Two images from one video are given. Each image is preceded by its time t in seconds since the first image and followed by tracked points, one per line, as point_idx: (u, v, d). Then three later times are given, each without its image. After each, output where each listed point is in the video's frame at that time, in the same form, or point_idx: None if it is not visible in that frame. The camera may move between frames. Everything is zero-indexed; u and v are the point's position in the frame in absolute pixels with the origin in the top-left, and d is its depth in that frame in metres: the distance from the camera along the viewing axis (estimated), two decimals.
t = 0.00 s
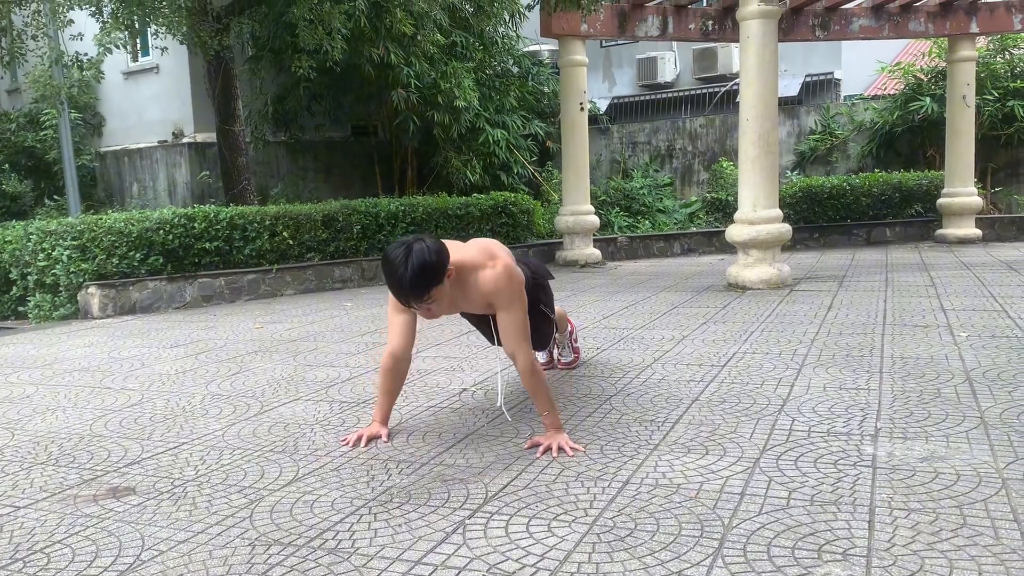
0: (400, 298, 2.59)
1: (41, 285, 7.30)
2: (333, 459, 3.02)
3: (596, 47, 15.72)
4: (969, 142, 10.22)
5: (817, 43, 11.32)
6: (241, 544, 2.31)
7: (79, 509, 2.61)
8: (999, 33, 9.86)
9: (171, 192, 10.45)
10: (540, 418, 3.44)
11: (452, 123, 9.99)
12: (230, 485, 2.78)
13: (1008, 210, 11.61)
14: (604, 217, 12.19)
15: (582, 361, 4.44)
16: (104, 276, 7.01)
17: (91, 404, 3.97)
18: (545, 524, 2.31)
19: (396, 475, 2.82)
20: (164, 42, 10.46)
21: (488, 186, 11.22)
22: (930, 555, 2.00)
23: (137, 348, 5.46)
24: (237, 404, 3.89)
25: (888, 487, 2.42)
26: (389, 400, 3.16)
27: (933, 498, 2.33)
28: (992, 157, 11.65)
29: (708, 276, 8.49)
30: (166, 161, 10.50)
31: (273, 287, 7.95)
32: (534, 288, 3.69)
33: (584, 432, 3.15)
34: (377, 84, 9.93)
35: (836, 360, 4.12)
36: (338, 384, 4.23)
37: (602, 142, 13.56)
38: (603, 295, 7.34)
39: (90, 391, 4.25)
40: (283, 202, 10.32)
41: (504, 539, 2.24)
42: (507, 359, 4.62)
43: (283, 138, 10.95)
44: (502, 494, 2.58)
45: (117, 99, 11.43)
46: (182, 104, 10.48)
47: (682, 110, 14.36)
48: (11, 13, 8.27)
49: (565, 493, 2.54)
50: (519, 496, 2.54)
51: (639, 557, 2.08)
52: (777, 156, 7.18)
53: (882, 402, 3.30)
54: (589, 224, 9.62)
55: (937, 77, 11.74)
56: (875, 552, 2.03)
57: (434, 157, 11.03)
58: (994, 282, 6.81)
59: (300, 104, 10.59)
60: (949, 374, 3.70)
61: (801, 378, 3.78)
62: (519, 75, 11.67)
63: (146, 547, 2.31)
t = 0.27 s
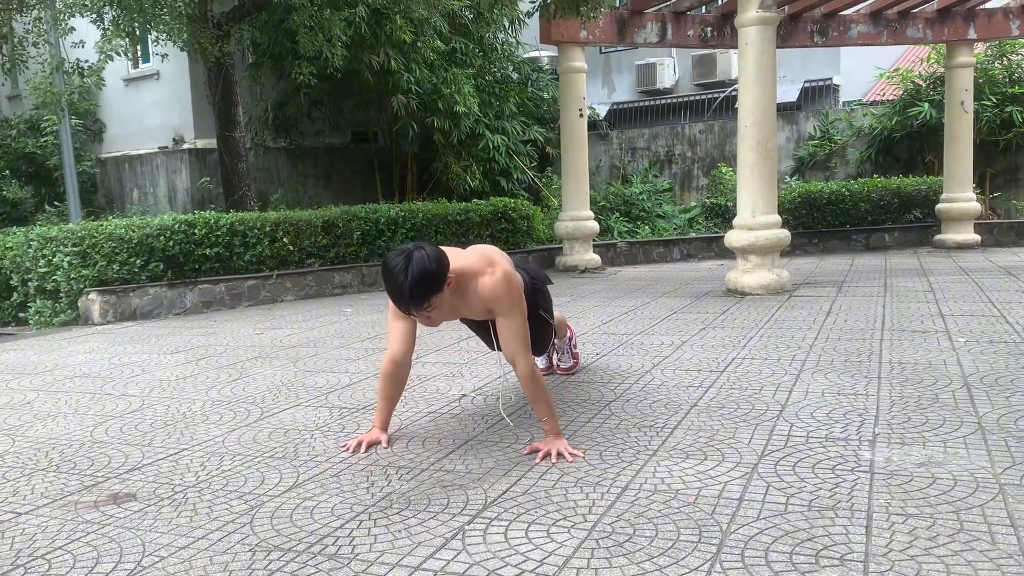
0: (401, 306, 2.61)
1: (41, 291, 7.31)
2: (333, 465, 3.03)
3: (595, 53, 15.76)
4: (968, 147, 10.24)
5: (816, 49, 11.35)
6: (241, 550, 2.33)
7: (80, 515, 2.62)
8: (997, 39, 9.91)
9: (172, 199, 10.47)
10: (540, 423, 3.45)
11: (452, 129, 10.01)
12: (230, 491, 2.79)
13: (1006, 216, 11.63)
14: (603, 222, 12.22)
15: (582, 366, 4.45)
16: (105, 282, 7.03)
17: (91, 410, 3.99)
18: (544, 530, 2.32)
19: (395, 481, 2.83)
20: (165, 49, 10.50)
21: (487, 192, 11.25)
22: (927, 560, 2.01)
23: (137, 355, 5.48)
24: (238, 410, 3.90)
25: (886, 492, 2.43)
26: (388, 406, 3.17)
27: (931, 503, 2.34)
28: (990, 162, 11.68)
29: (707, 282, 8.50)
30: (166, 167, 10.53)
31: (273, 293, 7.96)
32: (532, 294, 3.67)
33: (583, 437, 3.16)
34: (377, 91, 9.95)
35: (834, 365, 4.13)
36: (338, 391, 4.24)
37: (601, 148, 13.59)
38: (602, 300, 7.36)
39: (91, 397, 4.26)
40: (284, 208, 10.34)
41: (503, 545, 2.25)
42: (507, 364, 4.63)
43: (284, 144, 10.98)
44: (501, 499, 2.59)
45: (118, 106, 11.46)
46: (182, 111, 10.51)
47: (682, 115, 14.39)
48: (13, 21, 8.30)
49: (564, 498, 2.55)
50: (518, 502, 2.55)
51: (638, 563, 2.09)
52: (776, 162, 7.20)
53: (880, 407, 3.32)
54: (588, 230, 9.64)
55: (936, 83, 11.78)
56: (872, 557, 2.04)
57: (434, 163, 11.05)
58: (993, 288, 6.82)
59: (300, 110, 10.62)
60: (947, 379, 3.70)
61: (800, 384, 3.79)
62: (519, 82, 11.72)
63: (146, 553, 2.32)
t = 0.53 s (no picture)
0: (404, 377, 2.59)
1: (42, 297, 7.33)
2: (334, 469, 3.04)
3: (595, 58, 15.80)
4: (967, 151, 10.27)
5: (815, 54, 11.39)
6: (243, 554, 2.33)
7: (81, 520, 2.63)
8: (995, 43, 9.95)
9: (172, 205, 10.49)
10: (541, 428, 3.45)
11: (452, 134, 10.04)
12: (231, 496, 2.80)
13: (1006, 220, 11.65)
14: (603, 227, 12.23)
15: (582, 371, 4.46)
16: (106, 288, 7.04)
17: (92, 416, 3.99)
18: (544, 533, 2.33)
19: (396, 485, 2.83)
20: (165, 55, 10.53)
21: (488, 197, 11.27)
22: (926, 562, 2.02)
23: (138, 360, 5.49)
24: (239, 415, 3.91)
25: (885, 495, 2.44)
26: (388, 408, 3.18)
27: (930, 506, 2.35)
28: (989, 166, 11.70)
29: (707, 286, 8.51)
30: (167, 173, 10.55)
31: (273, 298, 7.97)
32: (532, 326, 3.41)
33: (583, 442, 3.16)
34: (377, 96, 9.98)
35: (834, 369, 4.14)
36: (339, 396, 4.24)
37: (601, 153, 13.62)
38: (602, 305, 7.37)
39: (92, 403, 4.27)
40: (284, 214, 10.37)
41: (503, 548, 2.26)
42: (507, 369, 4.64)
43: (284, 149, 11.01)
44: (502, 503, 2.59)
45: (118, 112, 11.49)
46: (182, 117, 10.54)
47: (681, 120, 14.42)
48: (14, 28, 8.33)
49: (564, 502, 2.56)
50: (518, 506, 2.56)
51: (638, 565, 2.10)
52: (774, 167, 7.23)
53: (880, 411, 3.33)
54: (588, 235, 9.65)
55: (935, 87, 11.81)
56: (871, 559, 2.05)
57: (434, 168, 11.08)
58: (993, 292, 6.83)
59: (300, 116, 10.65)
60: (947, 383, 3.71)
61: (799, 388, 3.79)
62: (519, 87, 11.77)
63: (148, 558, 2.33)
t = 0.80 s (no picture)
0: (406, 454, 2.60)
1: (47, 302, 7.35)
2: (338, 473, 3.04)
3: (597, 63, 15.83)
4: (969, 154, 10.26)
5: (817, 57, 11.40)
6: (247, 558, 2.34)
7: (86, 524, 2.64)
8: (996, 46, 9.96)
9: (176, 210, 10.52)
10: (543, 432, 3.46)
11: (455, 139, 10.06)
12: (235, 500, 2.80)
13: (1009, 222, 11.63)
14: (606, 231, 12.24)
15: (585, 375, 4.46)
16: (110, 293, 7.06)
17: (96, 421, 4.01)
18: (547, 536, 2.34)
19: (400, 489, 2.84)
20: (168, 61, 10.57)
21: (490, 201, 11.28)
22: (928, 564, 2.02)
23: (142, 365, 5.50)
24: (242, 420, 3.92)
25: (888, 498, 2.44)
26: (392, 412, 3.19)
27: (932, 509, 2.35)
28: (992, 169, 11.69)
29: (710, 290, 8.51)
30: (170, 178, 10.58)
31: (277, 303, 7.99)
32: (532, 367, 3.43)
33: (586, 446, 3.17)
34: (380, 100, 10.02)
35: (836, 372, 4.14)
36: (343, 400, 4.25)
37: (603, 157, 13.64)
38: (605, 309, 7.37)
39: (97, 408, 4.28)
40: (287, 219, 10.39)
41: (506, 551, 2.26)
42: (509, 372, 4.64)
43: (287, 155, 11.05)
44: (505, 507, 2.60)
45: (122, 118, 11.53)
46: (186, 122, 10.57)
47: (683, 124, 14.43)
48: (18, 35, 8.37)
49: (567, 505, 2.56)
50: (521, 509, 2.57)
51: (641, 568, 2.11)
52: (776, 170, 7.23)
53: (882, 413, 3.33)
54: (591, 239, 9.66)
55: (937, 90, 11.81)
56: (874, 561, 2.05)
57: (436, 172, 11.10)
58: (996, 294, 6.82)
59: (303, 120, 10.68)
60: (950, 385, 3.71)
61: (802, 391, 3.79)
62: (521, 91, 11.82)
63: (153, 562, 2.34)
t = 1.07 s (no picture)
0: (409, 408, 2.63)
1: (55, 307, 7.39)
2: (344, 477, 3.05)
3: (602, 66, 15.84)
4: (976, 156, 10.23)
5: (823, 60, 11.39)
6: (253, 561, 2.35)
7: (95, 528, 2.66)
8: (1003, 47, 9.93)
9: (183, 215, 10.57)
10: (549, 435, 3.46)
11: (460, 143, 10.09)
12: (242, 504, 2.82)
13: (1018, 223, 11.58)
14: (612, 234, 12.24)
15: (590, 378, 4.46)
16: (117, 298, 7.10)
17: (104, 425, 4.03)
18: (552, 539, 2.34)
19: (406, 492, 2.85)
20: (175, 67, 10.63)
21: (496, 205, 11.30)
22: (933, 566, 2.02)
23: (149, 370, 5.53)
24: (249, 424, 3.94)
25: (894, 499, 2.44)
26: (399, 415, 3.20)
27: (938, 510, 2.35)
28: (999, 170, 11.65)
29: (716, 293, 8.50)
30: (178, 183, 10.64)
31: (283, 307, 8.02)
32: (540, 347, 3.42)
33: (592, 448, 3.17)
34: (385, 104, 10.05)
35: (842, 374, 4.13)
36: (349, 403, 4.26)
37: (609, 160, 13.64)
38: (610, 312, 7.37)
39: (105, 412, 4.30)
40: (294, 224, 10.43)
41: (512, 554, 2.27)
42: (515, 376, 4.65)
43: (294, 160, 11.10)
44: (510, 510, 2.60)
45: (129, 123, 11.60)
46: (193, 128, 10.62)
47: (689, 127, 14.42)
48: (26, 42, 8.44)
49: (572, 508, 2.57)
50: (527, 512, 2.57)
51: (646, 570, 2.11)
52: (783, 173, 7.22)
53: (888, 415, 3.32)
54: (597, 242, 9.66)
55: (944, 92, 11.78)
56: (879, 563, 2.05)
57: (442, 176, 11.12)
58: (1003, 296, 6.79)
59: (309, 125, 10.72)
60: (957, 387, 3.70)
61: (808, 394, 3.79)
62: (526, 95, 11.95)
63: (160, 565, 2.35)
